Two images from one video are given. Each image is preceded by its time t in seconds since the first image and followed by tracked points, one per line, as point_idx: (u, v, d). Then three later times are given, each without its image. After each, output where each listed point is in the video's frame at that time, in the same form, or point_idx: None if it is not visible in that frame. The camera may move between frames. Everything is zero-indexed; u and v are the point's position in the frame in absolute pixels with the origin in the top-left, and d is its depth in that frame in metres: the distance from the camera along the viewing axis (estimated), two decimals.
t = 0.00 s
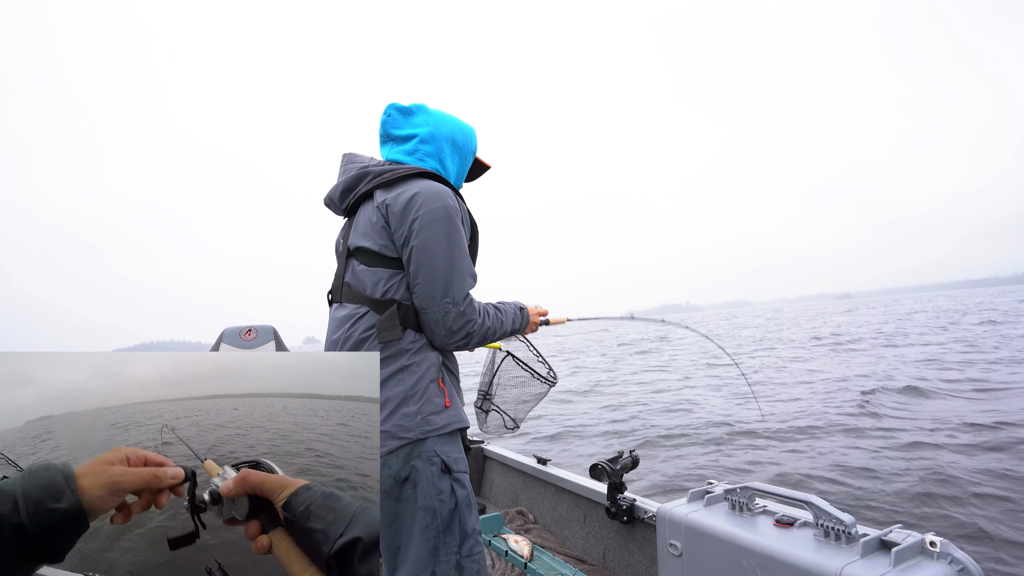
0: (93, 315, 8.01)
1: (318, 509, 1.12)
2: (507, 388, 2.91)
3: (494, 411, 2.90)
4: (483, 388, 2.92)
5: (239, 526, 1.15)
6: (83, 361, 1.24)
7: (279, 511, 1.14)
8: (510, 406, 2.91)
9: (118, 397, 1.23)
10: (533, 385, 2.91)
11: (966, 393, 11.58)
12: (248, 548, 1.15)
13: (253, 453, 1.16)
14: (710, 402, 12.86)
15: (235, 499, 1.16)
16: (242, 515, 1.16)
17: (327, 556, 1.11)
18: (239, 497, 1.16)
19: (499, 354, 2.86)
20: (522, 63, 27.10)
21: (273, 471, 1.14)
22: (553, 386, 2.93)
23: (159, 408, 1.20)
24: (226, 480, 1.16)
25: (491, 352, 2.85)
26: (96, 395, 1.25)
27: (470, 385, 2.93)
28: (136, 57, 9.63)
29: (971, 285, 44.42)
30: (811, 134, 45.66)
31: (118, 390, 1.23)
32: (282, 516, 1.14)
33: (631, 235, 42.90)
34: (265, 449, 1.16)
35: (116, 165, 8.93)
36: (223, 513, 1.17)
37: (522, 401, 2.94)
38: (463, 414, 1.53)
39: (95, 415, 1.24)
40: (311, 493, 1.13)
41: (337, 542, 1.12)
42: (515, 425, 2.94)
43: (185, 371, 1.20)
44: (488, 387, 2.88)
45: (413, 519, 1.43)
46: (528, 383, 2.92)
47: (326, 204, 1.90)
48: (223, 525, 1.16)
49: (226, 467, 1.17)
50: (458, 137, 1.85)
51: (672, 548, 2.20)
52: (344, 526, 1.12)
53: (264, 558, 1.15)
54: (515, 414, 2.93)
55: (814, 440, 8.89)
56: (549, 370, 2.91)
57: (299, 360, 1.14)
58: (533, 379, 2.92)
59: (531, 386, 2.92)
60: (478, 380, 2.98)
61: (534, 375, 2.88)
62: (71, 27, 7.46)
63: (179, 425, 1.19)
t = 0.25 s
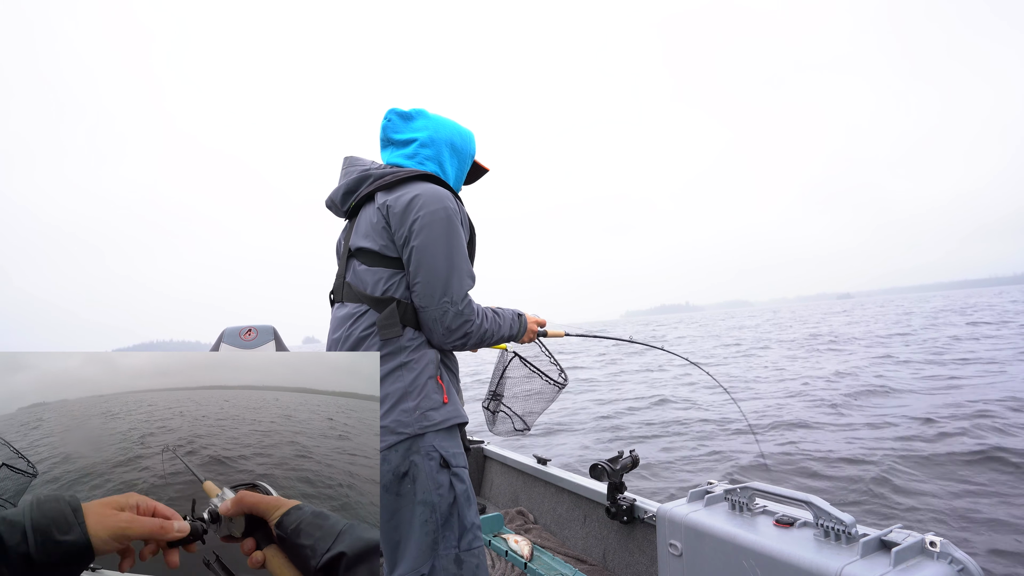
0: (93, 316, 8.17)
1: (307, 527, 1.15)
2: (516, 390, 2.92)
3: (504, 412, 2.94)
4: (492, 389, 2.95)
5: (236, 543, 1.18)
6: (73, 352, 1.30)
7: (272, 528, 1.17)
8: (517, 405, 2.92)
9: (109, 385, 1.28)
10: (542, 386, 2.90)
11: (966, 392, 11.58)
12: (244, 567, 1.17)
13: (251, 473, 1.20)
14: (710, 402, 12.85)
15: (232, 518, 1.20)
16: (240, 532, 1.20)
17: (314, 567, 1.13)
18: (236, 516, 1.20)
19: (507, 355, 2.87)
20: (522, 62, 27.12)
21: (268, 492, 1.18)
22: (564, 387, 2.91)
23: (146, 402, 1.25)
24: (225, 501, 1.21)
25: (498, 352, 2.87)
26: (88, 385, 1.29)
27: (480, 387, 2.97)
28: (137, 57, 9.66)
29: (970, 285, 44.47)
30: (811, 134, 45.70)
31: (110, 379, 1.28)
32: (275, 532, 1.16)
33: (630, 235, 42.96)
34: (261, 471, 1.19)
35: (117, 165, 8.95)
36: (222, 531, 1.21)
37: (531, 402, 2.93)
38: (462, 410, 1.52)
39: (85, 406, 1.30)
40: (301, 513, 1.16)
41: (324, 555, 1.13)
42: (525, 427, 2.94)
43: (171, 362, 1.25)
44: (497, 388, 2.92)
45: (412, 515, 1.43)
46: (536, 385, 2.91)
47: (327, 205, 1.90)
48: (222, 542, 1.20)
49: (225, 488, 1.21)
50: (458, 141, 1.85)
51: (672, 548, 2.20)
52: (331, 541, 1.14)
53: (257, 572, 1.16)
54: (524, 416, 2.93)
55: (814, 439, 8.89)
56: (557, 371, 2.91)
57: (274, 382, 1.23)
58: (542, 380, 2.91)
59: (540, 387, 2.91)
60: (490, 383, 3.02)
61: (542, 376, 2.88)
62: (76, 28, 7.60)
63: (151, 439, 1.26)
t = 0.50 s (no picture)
0: (94, 315, 8.00)
1: (299, 516, 1.14)
2: (522, 390, 2.93)
3: (510, 413, 2.94)
4: (498, 389, 2.95)
5: (228, 534, 1.20)
6: (69, 357, 1.34)
7: (265, 519, 1.16)
8: (523, 405, 2.92)
9: (114, 390, 1.33)
10: (548, 385, 2.91)
11: (967, 393, 11.57)
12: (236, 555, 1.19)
13: (242, 461, 1.21)
14: (710, 402, 12.83)
15: (223, 510, 1.23)
16: (231, 524, 1.21)
17: (306, 560, 1.11)
18: (225, 508, 1.22)
19: (512, 355, 2.87)
20: (522, 62, 27.10)
21: (258, 483, 1.19)
22: (569, 386, 2.92)
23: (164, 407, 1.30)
24: (212, 493, 1.24)
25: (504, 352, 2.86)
26: (92, 388, 1.33)
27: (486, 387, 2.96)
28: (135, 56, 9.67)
29: (970, 286, 44.48)
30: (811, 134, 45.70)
31: (110, 384, 1.33)
32: (267, 523, 1.16)
33: (631, 235, 42.97)
34: (251, 462, 1.20)
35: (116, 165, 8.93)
36: (212, 522, 1.24)
37: (536, 401, 2.94)
38: (466, 406, 1.53)
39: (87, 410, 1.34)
40: (293, 503, 1.16)
41: (316, 546, 1.12)
42: (532, 427, 2.95)
43: (175, 365, 1.28)
44: (503, 389, 2.91)
45: (422, 512, 1.42)
46: (542, 385, 2.92)
47: (324, 205, 1.90)
48: (213, 534, 1.23)
49: (213, 479, 1.24)
50: (453, 139, 1.85)
51: (673, 548, 2.20)
52: (323, 531, 1.13)
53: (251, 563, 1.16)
54: (531, 416, 2.94)
55: (814, 440, 8.89)
56: (563, 371, 2.91)
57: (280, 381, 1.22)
58: (547, 381, 2.91)
59: (545, 387, 2.92)
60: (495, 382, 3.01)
61: (547, 376, 2.89)
62: (76, 30, 7.65)
63: (164, 442, 1.29)
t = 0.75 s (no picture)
0: (94, 315, 8.10)
1: (299, 514, 1.16)
2: (522, 387, 2.93)
3: (509, 411, 2.94)
4: (497, 386, 2.96)
5: (226, 533, 1.16)
6: (72, 355, 1.22)
7: (263, 518, 1.17)
8: (522, 403, 2.92)
9: (112, 393, 1.22)
10: (548, 382, 2.90)
11: (966, 394, 11.58)
12: (233, 554, 1.16)
13: (235, 459, 1.20)
14: (710, 402, 12.83)
15: (221, 509, 1.18)
16: (229, 523, 1.17)
17: (306, 559, 1.14)
18: (224, 507, 1.18)
19: (511, 352, 2.87)
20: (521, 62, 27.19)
21: (256, 481, 1.19)
22: (569, 383, 2.92)
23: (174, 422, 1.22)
24: (211, 491, 1.19)
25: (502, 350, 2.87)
26: (92, 391, 1.21)
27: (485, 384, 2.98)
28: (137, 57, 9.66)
29: (969, 285, 44.53)
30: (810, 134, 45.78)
31: (113, 387, 1.22)
32: (266, 523, 1.16)
33: (631, 236, 43.05)
34: (249, 461, 1.20)
35: (119, 166, 8.92)
36: (211, 522, 1.19)
37: (535, 398, 2.93)
38: (465, 407, 1.54)
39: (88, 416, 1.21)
40: (292, 501, 1.17)
41: (315, 545, 1.15)
42: (532, 425, 2.95)
43: (183, 367, 1.23)
44: (502, 386, 2.92)
45: (421, 513, 1.43)
46: (541, 382, 2.91)
47: (319, 205, 1.89)
48: (209, 533, 1.18)
49: (212, 478, 1.20)
50: (449, 135, 1.85)
51: (672, 548, 2.20)
52: (322, 530, 1.16)
53: (248, 562, 1.16)
54: (532, 414, 2.93)
55: (815, 440, 8.88)
56: (562, 367, 2.90)
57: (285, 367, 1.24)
58: (545, 379, 2.90)
59: (545, 385, 2.91)
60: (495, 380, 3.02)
61: (545, 373, 2.88)
62: (76, 31, 7.72)
63: (166, 442, 1.21)
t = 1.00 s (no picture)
0: (94, 315, 8.13)
1: (297, 515, 1.18)
2: (517, 386, 2.93)
3: (502, 407, 2.94)
4: (491, 383, 2.96)
5: (224, 533, 1.17)
6: (71, 357, 1.18)
7: (262, 518, 1.17)
8: (514, 400, 2.93)
9: (112, 398, 1.20)
10: (543, 382, 2.92)
11: (966, 394, 11.58)
12: (233, 553, 1.17)
13: (236, 458, 1.21)
14: (711, 402, 12.83)
15: (220, 511, 1.18)
16: (227, 523, 1.18)
17: (306, 559, 1.16)
18: (223, 507, 1.18)
19: (507, 351, 2.89)
20: (522, 62, 27.17)
21: (256, 481, 1.19)
22: (564, 384, 2.93)
23: (175, 426, 1.20)
24: (211, 491, 1.19)
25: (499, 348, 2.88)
26: (92, 394, 1.19)
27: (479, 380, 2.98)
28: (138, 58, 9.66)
29: (969, 286, 44.48)
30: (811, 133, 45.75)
31: (114, 390, 1.20)
32: (265, 522, 1.17)
33: (631, 236, 43.08)
34: (249, 461, 1.21)
35: (120, 166, 8.92)
36: (209, 523, 1.18)
37: (529, 397, 2.94)
38: (465, 409, 1.54)
39: (89, 418, 1.19)
40: (291, 501, 1.19)
41: (315, 545, 1.16)
42: (524, 423, 2.95)
43: (184, 373, 1.22)
44: (496, 383, 2.92)
45: (420, 516, 1.43)
46: (536, 381, 2.92)
47: (315, 204, 1.89)
48: (210, 533, 1.17)
49: (211, 477, 1.20)
50: (446, 134, 1.85)
51: (672, 548, 2.20)
52: (322, 530, 1.18)
53: (248, 562, 1.17)
54: (524, 412, 2.94)
55: (815, 440, 8.88)
56: (559, 367, 2.91)
57: (286, 365, 1.24)
58: (540, 378, 2.92)
59: (539, 383, 2.92)
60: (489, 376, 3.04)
61: (543, 373, 2.89)
62: (77, 32, 7.72)
63: (165, 440, 1.19)
